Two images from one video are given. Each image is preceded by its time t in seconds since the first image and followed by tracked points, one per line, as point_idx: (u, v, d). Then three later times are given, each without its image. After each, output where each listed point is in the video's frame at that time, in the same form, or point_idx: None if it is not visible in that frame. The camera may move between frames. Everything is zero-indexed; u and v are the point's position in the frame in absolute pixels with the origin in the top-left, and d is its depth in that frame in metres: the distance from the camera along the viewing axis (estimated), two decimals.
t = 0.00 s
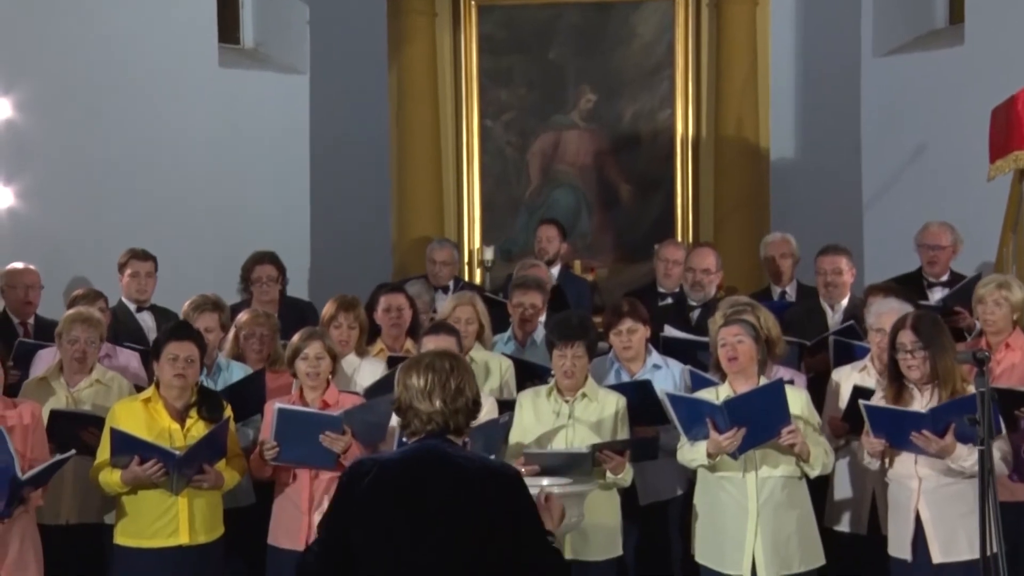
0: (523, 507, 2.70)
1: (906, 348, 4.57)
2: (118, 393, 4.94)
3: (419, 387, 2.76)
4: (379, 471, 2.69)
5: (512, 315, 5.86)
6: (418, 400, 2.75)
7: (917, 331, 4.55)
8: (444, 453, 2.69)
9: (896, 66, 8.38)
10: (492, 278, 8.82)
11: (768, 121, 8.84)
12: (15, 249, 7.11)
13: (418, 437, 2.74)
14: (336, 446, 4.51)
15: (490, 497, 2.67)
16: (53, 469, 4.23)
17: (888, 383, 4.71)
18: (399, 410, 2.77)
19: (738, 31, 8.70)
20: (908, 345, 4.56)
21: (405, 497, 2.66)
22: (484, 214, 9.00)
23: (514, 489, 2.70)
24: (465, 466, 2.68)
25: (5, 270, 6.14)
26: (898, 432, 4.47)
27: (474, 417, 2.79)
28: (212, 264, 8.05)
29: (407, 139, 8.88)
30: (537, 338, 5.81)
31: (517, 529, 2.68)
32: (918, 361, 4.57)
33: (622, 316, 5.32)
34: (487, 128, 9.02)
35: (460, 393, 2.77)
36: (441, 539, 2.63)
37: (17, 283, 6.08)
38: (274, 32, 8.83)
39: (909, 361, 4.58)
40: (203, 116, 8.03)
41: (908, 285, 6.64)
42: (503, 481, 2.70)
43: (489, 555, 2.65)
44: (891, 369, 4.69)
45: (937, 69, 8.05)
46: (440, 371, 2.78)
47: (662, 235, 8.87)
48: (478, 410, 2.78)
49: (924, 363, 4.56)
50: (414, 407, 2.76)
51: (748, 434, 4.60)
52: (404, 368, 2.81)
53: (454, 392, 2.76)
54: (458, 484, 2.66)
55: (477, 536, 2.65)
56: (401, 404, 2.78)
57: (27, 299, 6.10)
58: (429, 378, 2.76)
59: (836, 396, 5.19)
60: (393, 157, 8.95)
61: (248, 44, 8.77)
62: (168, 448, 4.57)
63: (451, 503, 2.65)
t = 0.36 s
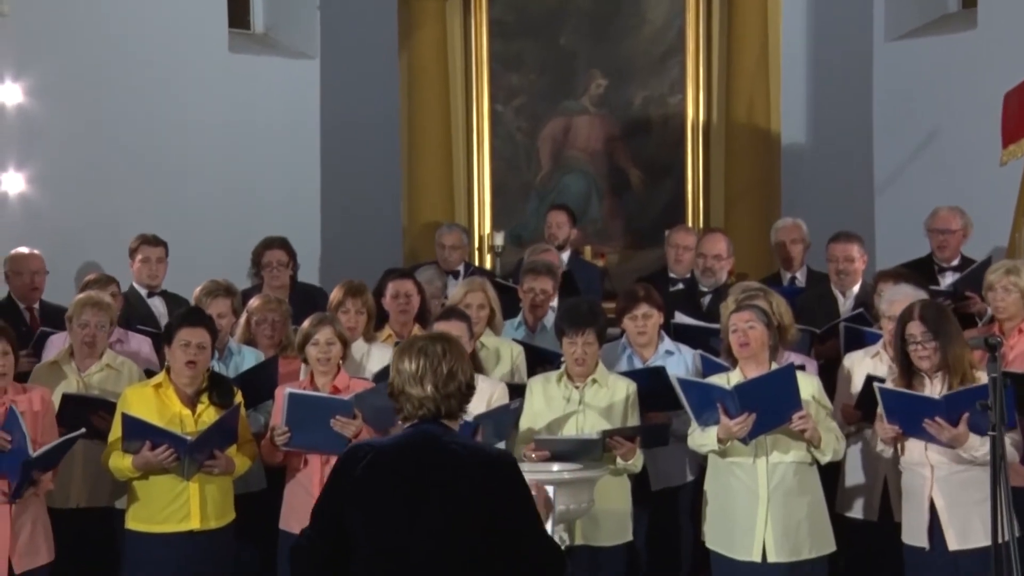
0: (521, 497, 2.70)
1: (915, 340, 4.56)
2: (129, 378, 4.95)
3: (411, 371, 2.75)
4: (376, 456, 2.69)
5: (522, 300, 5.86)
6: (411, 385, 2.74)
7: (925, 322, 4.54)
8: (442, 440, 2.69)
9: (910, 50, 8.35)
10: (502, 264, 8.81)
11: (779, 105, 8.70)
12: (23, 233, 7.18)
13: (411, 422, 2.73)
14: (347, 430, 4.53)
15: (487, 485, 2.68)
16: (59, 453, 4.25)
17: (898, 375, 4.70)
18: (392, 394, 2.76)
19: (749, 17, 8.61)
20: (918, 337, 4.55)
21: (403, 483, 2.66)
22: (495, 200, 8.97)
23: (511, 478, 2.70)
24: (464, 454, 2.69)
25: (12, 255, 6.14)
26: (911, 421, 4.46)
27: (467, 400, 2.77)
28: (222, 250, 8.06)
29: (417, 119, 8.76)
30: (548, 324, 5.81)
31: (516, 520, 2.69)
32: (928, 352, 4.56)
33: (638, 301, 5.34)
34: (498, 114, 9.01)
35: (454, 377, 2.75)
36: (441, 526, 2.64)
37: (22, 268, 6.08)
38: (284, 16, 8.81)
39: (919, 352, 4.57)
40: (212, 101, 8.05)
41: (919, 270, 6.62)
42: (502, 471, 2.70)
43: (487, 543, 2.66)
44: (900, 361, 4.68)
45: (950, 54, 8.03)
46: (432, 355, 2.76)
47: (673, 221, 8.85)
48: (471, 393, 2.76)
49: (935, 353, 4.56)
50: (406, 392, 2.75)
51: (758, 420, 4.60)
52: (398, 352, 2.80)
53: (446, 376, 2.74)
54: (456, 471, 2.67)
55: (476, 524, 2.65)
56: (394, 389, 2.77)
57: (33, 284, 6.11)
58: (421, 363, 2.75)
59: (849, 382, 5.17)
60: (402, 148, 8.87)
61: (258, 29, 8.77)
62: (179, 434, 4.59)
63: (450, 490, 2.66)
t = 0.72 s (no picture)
0: (509, 461, 2.92)
1: (929, 330, 4.45)
2: (127, 367, 4.86)
3: (397, 362, 2.94)
4: (371, 447, 2.87)
5: (530, 288, 5.76)
6: (397, 375, 2.94)
7: (940, 311, 4.42)
8: (432, 428, 2.88)
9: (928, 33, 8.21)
10: (509, 251, 8.67)
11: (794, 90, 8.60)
12: (23, 220, 7.07)
13: (397, 411, 2.93)
14: (350, 420, 4.43)
15: (479, 460, 2.89)
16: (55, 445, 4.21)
17: (911, 366, 4.58)
18: (380, 384, 2.96)
19: None
20: (932, 327, 4.43)
21: (401, 471, 2.86)
22: (502, 186, 8.82)
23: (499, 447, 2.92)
24: (454, 435, 2.89)
25: None
26: (923, 413, 4.34)
27: (454, 391, 2.97)
28: (226, 236, 7.97)
29: (422, 112, 8.74)
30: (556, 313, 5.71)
31: (506, 484, 2.92)
32: (942, 343, 4.43)
33: (655, 289, 5.23)
34: (504, 97, 8.85)
35: (440, 367, 2.94)
36: (442, 505, 2.86)
37: (5, 257, 5.93)
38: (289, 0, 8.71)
39: (933, 342, 4.45)
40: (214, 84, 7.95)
41: (935, 258, 6.49)
42: (488, 443, 2.91)
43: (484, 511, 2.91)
44: (913, 353, 4.55)
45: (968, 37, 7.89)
46: (419, 346, 2.94)
47: (684, 207, 8.69)
48: (458, 383, 2.95)
49: (949, 345, 4.43)
50: (394, 382, 2.94)
51: (771, 411, 4.49)
52: (385, 341, 2.98)
53: (433, 366, 2.93)
54: (450, 456, 2.87)
55: (472, 496, 2.89)
56: (381, 378, 2.97)
57: (18, 275, 5.95)
58: (407, 353, 2.93)
59: (864, 373, 5.05)
60: (408, 124, 8.80)
61: (261, 12, 8.65)
62: (179, 425, 4.50)
63: (446, 473, 2.86)
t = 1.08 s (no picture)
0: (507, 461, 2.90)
1: (948, 310, 4.31)
2: (124, 357, 4.75)
3: (381, 353, 2.92)
4: (364, 441, 2.86)
5: (536, 277, 5.63)
6: (381, 367, 2.92)
7: (962, 293, 4.28)
8: (425, 425, 2.87)
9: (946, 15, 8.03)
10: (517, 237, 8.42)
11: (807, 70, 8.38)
12: (15, 208, 7.09)
13: (381, 404, 2.91)
14: (352, 412, 4.29)
15: (475, 458, 2.87)
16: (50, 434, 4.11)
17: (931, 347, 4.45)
18: (363, 376, 2.94)
19: None
20: (951, 307, 4.30)
21: (396, 466, 2.83)
22: (507, 172, 8.64)
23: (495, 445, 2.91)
24: (449, 431, 2.88)
25: None
26: (939, 406, 4.21)
27: (440, 382, 2.94)
28: (229, 223, 7.84)
29: (427, 98, 8.58)
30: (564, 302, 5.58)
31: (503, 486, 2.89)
32: (960, 324, 4.30)
33: (668, 277, 5.10)
34: (510, 81, 8.66)
35: (424, 358, 2.91)
36: (438, 502, 2.83)
37: None
38: None
39: (951, 323, 4.31)
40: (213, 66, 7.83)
41: (954, 245, 6.33)
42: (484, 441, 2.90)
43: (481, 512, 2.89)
44: (935, 333, 4.42)
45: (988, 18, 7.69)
46: (403, 336, 2.92)
47: (695, 191, 8.50)
48: (442, 374, 2.92)
49: (966, 326, 4.29)
50: (377, 374, 2.92)
51: (784, 405, 4.36)
52: (369, 331, 2.96)
53: (417, 358, 2.91)
54: (445, 451, 2.85)
55: (468, 495, 2.86)
56: (365, 370, 2.95)
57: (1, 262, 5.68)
58: (390, 344, 2.91)
59: (881, 367, 4.91)
60: (410, 110, 8.64)
61: None
62: (176, 417, 4.38)
63: (441, 469, 2.84)
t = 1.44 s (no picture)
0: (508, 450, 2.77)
1: (980, 298, 4.19)
2: (120, 350, 4.64)
3: (382, 344, 2.79)
4: (358, 435, 2.74)
5: (544, 267, 5.50)
6: (381, 359, 2.78)
7: (997, 280, 4.16)
8: (422, 416, 2.74)
9: None
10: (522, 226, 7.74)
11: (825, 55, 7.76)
12: (10, 196, 7.11)
13: (382, 396, 2.78)
14: (354, 406, 4.15)
15: (472, 449, 2.74)
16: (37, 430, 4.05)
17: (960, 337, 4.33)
18: (363, 368, 2.81)
19: None
20: (983, 294, 4.18)
21: (392, 459, 2.71)
22: (513, 158, 8.04)
23: (496, 434, 2.77)
24: (447, 423, 2.74)
25: None
26: (959, 402, 4.07)
27: (443, 373, 2.81)
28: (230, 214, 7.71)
29: (433, 73, 8.07)
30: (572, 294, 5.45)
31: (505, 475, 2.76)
32: (992, 312, 4.18)
33: (679, 267, 4.98)
34: (517, 65, 8.07)
35: (427, 349, 2.78)
36: (436, 496, 2.71)
37: None
38: None
39: (982, 311, 4.19)
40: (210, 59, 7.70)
41: (974, 234, 6.17)
42: (484, 431, 2.76)
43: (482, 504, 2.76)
44: (963, 322, 4.30)
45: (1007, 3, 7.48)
46: (405, 327, 2.78)
47: (710, 179, 7.85)
48: (446, 365, 2.79)
49: (999, 314, 4.17)
50: (378, 365, 2.79)
51: (800, 399, 4.25)
52: (370, 322, 2.82)
53: (419, 349, 2.77)
54: (442, 444, 2.72)
55: (468, 488, 2.74)
56: (366, 361, 2.81)
57: None
58: (392, 335, 2.78)
59: (896, 360, 4.77)
60: (414, 94, 8.15)
61: None
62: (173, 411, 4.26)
63: (439, 462, 2.72)
